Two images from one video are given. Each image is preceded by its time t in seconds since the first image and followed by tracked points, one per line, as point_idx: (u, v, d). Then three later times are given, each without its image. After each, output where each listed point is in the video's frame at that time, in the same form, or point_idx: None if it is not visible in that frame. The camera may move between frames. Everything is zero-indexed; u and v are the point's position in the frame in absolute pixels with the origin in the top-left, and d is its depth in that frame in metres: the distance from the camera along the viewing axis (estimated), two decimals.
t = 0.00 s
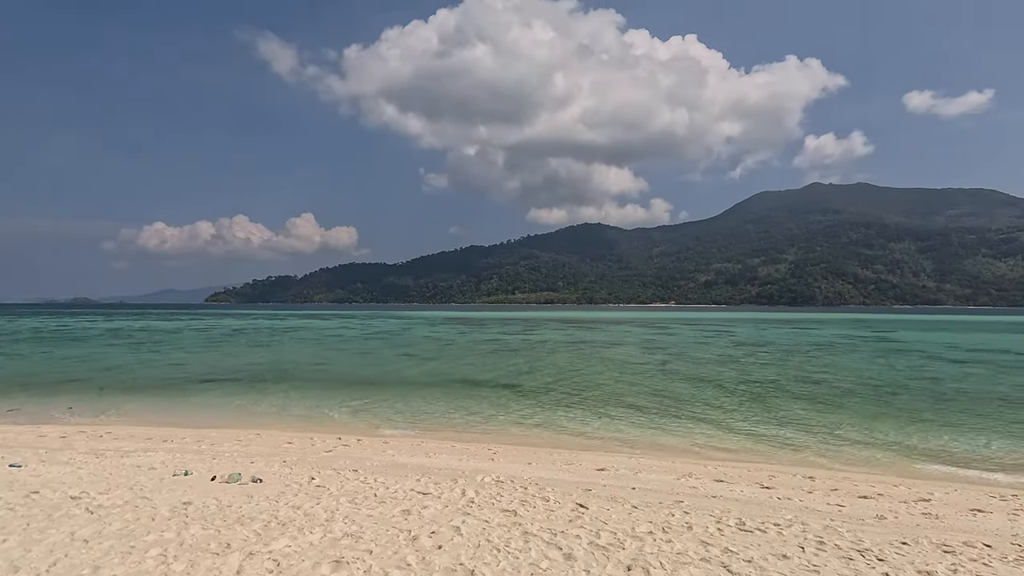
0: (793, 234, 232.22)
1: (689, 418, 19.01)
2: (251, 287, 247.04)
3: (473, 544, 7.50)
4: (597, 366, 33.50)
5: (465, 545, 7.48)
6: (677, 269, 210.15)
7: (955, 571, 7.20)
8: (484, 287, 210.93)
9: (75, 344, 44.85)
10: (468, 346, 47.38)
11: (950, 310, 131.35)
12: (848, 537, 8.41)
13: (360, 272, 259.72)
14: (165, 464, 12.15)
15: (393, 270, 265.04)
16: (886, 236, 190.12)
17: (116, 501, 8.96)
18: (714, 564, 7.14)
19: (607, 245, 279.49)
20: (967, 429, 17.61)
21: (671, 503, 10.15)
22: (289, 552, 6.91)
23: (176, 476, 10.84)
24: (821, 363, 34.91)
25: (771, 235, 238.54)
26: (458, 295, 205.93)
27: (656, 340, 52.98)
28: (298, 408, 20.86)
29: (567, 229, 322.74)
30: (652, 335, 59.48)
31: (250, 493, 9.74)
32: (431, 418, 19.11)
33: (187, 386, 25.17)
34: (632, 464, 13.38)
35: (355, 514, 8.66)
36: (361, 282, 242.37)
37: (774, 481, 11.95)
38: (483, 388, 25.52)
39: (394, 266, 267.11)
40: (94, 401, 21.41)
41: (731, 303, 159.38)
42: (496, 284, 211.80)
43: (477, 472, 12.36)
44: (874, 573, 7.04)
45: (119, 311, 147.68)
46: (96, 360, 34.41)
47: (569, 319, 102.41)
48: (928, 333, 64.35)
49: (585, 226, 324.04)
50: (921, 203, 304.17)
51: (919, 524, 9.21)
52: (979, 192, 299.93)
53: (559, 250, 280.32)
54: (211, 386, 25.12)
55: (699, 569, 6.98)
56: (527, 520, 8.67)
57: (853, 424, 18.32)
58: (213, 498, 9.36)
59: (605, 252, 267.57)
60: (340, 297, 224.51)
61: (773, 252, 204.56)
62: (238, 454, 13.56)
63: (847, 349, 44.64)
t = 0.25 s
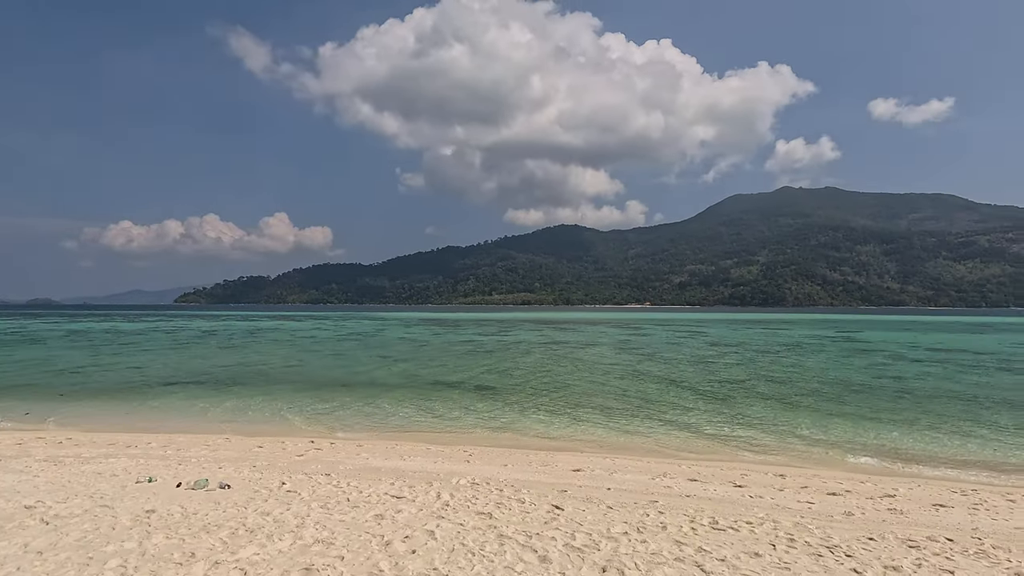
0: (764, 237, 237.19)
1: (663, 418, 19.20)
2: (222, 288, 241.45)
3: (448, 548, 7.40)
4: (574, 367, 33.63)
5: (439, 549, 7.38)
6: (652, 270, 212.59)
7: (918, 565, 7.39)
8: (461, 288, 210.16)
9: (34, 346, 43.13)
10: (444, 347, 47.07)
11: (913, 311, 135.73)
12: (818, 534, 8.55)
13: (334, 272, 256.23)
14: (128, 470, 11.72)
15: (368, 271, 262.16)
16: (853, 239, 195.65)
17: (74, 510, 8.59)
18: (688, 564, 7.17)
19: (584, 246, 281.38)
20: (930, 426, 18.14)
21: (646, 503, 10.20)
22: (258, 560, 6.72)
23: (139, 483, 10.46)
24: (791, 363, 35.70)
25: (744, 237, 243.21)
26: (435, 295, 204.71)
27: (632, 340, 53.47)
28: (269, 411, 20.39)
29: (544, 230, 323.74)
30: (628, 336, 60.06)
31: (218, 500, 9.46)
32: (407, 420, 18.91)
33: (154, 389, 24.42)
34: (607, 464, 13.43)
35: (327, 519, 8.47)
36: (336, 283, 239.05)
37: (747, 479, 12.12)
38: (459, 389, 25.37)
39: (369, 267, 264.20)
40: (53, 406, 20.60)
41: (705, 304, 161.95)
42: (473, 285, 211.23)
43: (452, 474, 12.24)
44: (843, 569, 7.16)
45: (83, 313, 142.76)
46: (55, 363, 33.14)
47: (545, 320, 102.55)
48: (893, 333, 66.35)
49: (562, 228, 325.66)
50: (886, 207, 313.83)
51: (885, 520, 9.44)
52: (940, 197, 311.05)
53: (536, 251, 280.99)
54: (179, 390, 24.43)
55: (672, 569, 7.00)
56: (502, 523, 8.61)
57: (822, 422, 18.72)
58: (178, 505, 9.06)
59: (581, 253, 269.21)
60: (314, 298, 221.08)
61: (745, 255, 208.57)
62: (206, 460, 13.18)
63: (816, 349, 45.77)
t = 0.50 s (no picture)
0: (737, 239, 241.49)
1: (640, 418, 19.33)
2: (192, 288, 235.56)
3: (422, 552, 7.31)
4: (551, 368, 33.72)
5: (413, 553, 7.28)
6: (628, 271, 214.55)
7: (885, 560, 7.54)
8: (438, 289, 209.06)
9: None
10: (420, 348, 46.74)
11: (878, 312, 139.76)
12: (789, 531, 8.69)
13: (309, 272, 252.33)
14: (89, 477, 11.29)
15: (343, 271, 258.76)
16: (822, 241, 200.75)
17: (31, 520, 8.23)
18: (664, 564, 7.19)
19: (561, 247, 282.66)
20: (896, 423, 18.64)
21: (621, 503, 10.24)
22: (226, 568, 6.54)
23: (101, 491, 10.07)
24: (763, 362, 36.44)
25: (717, 239, 247.37)
26: (411, 296, 203.10)
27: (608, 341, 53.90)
28: (240, 414, 19.87)
29: (521, 231, 324.14)
30: (604, 336, 60.54)
31: (184, 507, 9.18)
32: (383, 422, 18.71)
33: (119, 393, 23.65)
34: (584, 464, 13.47)
35: (298, 525, 8.28)
36: (310, 283, 235.38)
37: (720, 477, 12.28)
38: (436, 391, 25.18)
39: (345, 267, 260.87)
40: (10, 411, 19.77)
41: (679, 304, 164.19)
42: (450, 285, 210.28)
43: (428, 477, 12.11)
44: (813, 565, 7.26)
45: (43, 313, 137.56)
46: (12, 366, 31.85)
47: (521, 320, 102.64)
48: (861, 333, 68.14)
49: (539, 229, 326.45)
50: (853, 210, 322.67)
51: (853, 516, 9.64)
52: (904, 201, 321.20)
53: (513, 252, 281.07)
54: (145, 393, 23.70)
55: (648, 569, 7.01)
56: (478, 525, 8.54)
57: (794, 421, 19.10)
58: (142, 513, 8.75)
59: (558, 254, 270.35)
60: (287, 298, 217.19)
61: (718, 256, 212.00)
62: (172, 465, 12.79)
63: (786, 348, 46.78)
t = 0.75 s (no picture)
0: (711, 240, 245.47)
1: (617, 418, 19.47)
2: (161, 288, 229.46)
3: (396, 556, 7.20)
4: (528, 368, 33.70)
5: (387, 557, 7.16)
6: (605, 272, 216.25)
7: (854, 554, 7.69)
8: (415, 289, 207.61)
9: None
10: (397, 349, 46.32)
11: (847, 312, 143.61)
12: (761, 528, 8.82)
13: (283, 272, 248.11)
14: (48, 484, 10.85)
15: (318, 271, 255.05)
16: (793, 243, 205.35)
17: None
18: (639, 563, 7.22)
19: (539, 248, 283.38)
20: (864, 420, 19.14)
21: (598, 503, 10.26)
22: None
23: (61, 498, 9.69)
24: (736, 362, 37.06)
25: (692, 240, 250.98)
26: (388, 296, 201.34)
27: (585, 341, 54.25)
28: (211, 417, 19.38)
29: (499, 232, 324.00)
30: (580, 337, 60.81)
31: (149, 514, 8.87)
32: (359, 424, 18.45)
33: (83, 396, 22.87)
34: (561, 465, 13.47)
35: (269, 530, 8.08)
36: (284, 283, 231.42)
37: (695, 476, 12.40)
38: (413, 392, 24.96)
39: (320, 267, 257.22)
40: None
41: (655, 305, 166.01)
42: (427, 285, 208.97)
43: (403, 479, 11.95)
44: (785, 561, 7.37)
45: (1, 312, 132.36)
46: None
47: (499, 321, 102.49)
48: (829, 333, 69.93)
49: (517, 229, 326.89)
50: (823, 213, 330.60)
51: (823, 512, 9.84)
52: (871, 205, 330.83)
53: (491, 252, 280.86)
54: (110, 396, 22.97)
55: (624, 569, 7.02)
56: (454, 527, 8.46)
57: (767, 419, 19.46)
58: (104, 521, 8.43)
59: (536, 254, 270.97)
60: (260, 298, 213.19)
61: (693, 257, 215.11)
62: (138, 471, 12.38)
63: (759, 348, 47.66)
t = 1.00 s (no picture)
0: (687, 241, 249.00)
1: (595, 417, 19.61)
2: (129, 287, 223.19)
3: (373, 559, 7.11)
4: (507, 368, 33.71)
5: (363, 561, 7.07)
6: (583, 272, 217.60)
7: (824, 549, 7.86)
8: (393, 289, 205.84)
9: None
10: (374, 349, 45.92)
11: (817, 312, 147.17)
12: (735, 524, 8.96)
13: (257, 272, 243.60)
14: (8, 492, 10.44)
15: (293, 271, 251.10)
16: (766, 244, 209.54)
17: None
18: (615, 562, 7.25)
19: (517, 248, 283.72)
20: (834, 418, 19.60)
21: (575, 502, 10.30)
22: None
23: (20, 506, 9.33)
24: (711, 361, 37.62)
25: (669, 241, 254.21)
26: (365, 296, 199.42)
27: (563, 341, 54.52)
28: (181, 420, 18.91)
29: (477, 232, 323.37)
30: (558, 337, 61.05)
31: (114, 521, 8.59)
32: (335, 425, 18.22)
33: (46, 399, 22.10)
34: (539, 464, 13.50)
35: (241, 535, 7.91)
36: (259, 283, 227.21)
37: (671, 474, 12.53)
38: (390, 392, 24.76)
39: (295, 267, 253.27)
40: None
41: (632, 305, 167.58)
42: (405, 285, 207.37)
43: (380, 481, 11.82)
44: (758, 557, 7.48)
45: None
46: None
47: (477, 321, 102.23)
48: (800, 332, 71.58)
49: (495, 229, 326.73)
50: (795, 215, 337.98)
51: (794, 508, 10.04)
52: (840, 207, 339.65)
53: (469, 252, 280.20)
54: (76, 399, 22.23)
55: (601, 568, 7.04)
56: (431, 529, 8.39)
57: (742, 417, 19.80)
58: (66, 529, 8.14)
59: (515, 255, 271.30)
60: (233, 298, 209.01)
61: (669, 258, 217.82)
62: (103, 476, 11.99)
63: (734, 347, 48.50)
